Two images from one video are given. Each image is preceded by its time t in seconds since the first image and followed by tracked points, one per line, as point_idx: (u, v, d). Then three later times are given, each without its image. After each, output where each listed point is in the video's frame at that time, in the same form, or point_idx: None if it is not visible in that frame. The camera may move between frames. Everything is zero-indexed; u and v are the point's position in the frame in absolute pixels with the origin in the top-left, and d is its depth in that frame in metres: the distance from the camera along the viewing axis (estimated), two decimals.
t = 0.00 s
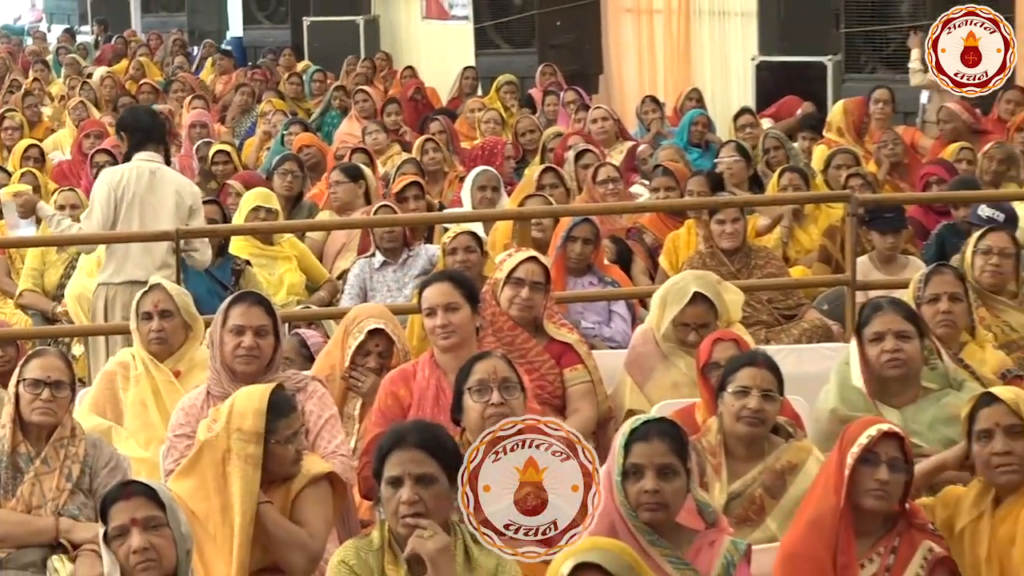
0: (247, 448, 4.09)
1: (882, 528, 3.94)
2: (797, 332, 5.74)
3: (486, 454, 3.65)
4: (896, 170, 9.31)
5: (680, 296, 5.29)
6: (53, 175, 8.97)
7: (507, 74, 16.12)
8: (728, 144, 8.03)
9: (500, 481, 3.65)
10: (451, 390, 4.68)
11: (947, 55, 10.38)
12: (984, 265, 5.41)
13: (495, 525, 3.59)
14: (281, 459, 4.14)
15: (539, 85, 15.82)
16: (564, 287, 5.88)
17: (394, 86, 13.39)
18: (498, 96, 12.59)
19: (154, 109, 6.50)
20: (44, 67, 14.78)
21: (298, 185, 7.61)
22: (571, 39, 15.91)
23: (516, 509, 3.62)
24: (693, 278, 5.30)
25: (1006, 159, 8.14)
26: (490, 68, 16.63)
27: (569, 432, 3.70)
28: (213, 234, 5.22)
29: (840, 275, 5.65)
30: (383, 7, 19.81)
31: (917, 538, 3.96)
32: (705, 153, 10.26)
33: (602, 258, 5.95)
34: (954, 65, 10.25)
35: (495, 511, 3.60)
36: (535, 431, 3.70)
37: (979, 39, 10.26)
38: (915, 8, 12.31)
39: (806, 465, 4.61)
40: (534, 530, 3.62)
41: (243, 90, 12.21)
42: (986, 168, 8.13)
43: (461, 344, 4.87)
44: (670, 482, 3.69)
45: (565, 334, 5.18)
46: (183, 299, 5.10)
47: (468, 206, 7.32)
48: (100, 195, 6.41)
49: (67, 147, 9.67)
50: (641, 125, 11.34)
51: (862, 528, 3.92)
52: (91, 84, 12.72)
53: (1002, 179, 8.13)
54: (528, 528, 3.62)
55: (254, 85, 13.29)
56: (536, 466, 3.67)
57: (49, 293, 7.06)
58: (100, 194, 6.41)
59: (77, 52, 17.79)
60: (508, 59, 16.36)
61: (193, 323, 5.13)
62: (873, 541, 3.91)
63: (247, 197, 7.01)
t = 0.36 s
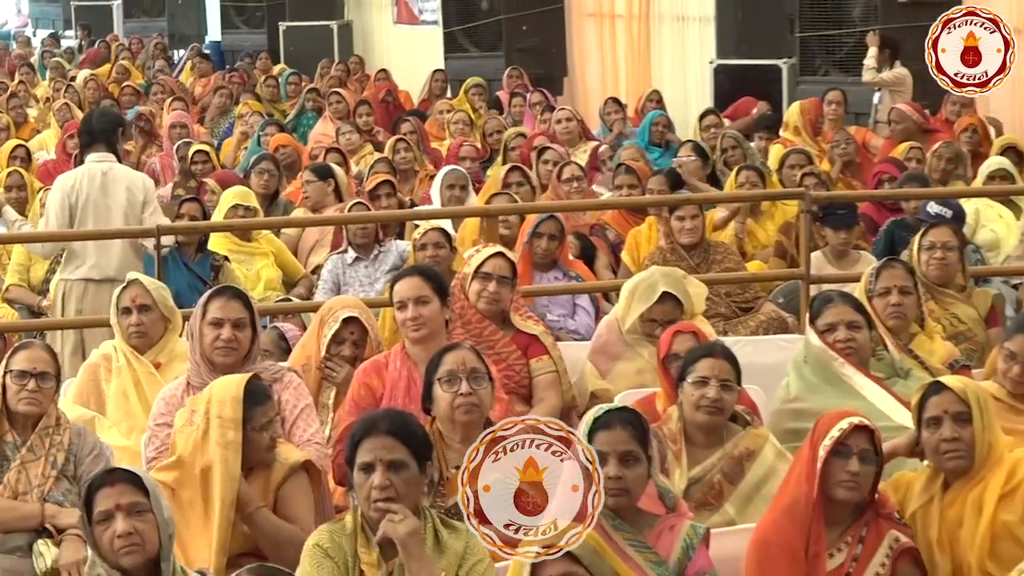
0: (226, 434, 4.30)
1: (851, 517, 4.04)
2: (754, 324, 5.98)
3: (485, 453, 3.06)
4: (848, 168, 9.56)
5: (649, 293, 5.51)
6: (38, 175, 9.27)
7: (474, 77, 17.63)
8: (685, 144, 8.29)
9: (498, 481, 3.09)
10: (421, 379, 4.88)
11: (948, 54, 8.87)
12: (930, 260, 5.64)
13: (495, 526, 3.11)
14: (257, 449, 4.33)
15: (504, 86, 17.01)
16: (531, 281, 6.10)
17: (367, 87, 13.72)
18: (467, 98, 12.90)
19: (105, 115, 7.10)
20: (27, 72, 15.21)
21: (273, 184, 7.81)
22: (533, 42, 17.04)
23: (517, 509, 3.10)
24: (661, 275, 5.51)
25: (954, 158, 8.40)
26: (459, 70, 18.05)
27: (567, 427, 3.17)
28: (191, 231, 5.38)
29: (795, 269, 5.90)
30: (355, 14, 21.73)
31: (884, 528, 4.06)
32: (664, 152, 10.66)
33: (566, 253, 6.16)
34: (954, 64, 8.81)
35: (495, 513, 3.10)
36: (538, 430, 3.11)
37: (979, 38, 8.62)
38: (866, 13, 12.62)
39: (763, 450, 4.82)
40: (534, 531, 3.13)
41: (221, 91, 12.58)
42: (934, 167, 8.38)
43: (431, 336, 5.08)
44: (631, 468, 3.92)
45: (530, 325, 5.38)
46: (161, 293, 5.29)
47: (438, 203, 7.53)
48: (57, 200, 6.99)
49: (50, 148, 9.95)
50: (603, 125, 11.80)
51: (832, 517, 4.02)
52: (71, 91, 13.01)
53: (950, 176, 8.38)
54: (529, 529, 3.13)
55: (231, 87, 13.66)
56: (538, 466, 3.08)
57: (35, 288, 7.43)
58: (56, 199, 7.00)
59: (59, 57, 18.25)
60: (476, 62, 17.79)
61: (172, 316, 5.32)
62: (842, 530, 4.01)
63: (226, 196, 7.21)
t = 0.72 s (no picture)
0: (208, 413, 4.50)
1: (814, 504, 4.24)
2: (714, 315, 6.20)
3: (484, 454, 3.17)
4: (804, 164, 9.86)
5: (614, 288, 5.73)
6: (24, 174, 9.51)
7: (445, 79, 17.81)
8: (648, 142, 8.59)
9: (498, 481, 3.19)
10: (395, 368, 5.08)
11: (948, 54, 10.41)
12: (887, 254, 5.86)
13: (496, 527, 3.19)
14: (235, 429, 4.53)
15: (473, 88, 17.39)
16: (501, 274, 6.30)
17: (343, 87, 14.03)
18: (439, 98, 13.18)
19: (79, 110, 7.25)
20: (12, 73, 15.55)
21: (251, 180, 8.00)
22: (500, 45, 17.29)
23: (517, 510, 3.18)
24: (627, 270, 5.74)
25: (906, 155, 8.72)
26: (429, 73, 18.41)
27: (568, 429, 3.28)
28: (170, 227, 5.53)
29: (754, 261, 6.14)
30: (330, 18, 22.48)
31: (845, 515, 4.25)
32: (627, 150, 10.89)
33: (534, 247, 6.36)
34: (955, 64, 10.37)
35: (494, 512, 3.18)
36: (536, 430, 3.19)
37: (979, 39, 10.03)
38: (822, 17, 13.20)
39: (724, 437, 4.98)
40: (536, 533, 3.20)
41: (202, 91, 12.91)
42: (887, 165, 8.70)
43: (404, 327, 5.28)
44: (597, 453, 4.11)
45: (500, 317, 5.60)
46: (144, 286, 5.48)
47: (411, 199, 7.73)
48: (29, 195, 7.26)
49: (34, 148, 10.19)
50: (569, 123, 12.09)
51: (796, 504, 4.22)
52: (53, 92, 13.33)
53: (903, 173, 8.69)
54: (531, 531, 3.20)
55: (211, 87, 13.98)
56: (536, 465, 3.17)
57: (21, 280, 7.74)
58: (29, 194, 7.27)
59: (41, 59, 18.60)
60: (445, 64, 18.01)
61: (154, 308, 5.51)
62: (804, 517, 4.21)
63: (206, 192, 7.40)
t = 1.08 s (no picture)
0: (189, 391, 4.72)
1: (768, 487, 4.38)
2: (672, 306, 6.45)
3: (484, 454, 3.13)
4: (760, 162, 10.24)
5: (575, 273, 5.96)
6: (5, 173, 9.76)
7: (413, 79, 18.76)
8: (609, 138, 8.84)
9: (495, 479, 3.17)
10: (365, 358, 5.29)
11: (948, 53, 10.14)
12: (839, 248, 6.10)
13: (495, 527, 3.20)
14: (213, 407, 4.74)
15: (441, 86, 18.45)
16: (467, 267, 6.52)
17: (314, 87, 14.34)
18: (408, 99, 13.47)
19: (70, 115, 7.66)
20: None
21: (224, 176, 8.19)
22: (468, 47, 18.36)
23: (517, 509, 3.17)
24: (587, 258, 5.96)
25: (858, 152, 9.02)
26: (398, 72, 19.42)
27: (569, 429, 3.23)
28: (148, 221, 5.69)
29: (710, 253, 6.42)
30: (303, 21, 23.63)
31: (798, 497, 4.39)
32: (590, 147, 11.13)
33: (499, 240, 6.57)
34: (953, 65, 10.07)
35: (496, 511, 3.18)
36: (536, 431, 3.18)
37: (979, 39, 9.70)
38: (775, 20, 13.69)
39: (682, 423, 5.16)
40: (536, 532, 3.18)
41: (178, 93, 13.25)
42: (839, 161, 9.00)
43: (373, 318, 5.50)
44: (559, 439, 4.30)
45: (466, 308, 5.82)
46: (122, 279, 5.68)
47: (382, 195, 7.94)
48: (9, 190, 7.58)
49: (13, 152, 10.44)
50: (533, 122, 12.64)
51: (749, 488, 4.37)
52: (33, 93, 13.62)
53: (855, 168, 8.99)
54: (532, 529, 3.18)
55: (185, 89, 14.29)
56: (536, 465, 3.14)
57: None
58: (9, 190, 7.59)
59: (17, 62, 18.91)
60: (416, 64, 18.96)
61: (133, 299, 5.72)
62: (757, 499, 4.36)
63: (184, 187, 7.60)
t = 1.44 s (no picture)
0: (171, 377, 4.92)
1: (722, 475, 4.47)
2: (634, 300, 6.71)
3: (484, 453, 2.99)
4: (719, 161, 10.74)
5: (540, 268, 6.17)
6: None
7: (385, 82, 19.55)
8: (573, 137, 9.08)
9: (491, 482, 3.00)
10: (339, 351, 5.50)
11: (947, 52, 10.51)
12: (794, 244, 6.35)
13: (495, 527, 3.04)
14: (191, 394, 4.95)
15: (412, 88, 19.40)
16: (436, 262, 6.73)
17: (289, 90, 14.69)
18: (380, 100, 13.81)
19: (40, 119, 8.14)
20: None
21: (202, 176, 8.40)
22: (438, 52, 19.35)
23: (517, 510, 3.01)
24: (552, 253, 6.17)
25: (813, 152, 9.31)
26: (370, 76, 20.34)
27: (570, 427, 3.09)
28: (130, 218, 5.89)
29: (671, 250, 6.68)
30: (279, 25, 24.87)
31: (753, 483, 4.49)
32: (555, 147, 11.38)
33: (468, 237, 6.79)
34: (954, 64, 10.45)
35: (495, 512, 3.02)
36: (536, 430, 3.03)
37: (978, 38, 10.09)
38: (733, 24, 14.42)
39: (644, 413, 5.38)
40: (536, 532, 3.03)
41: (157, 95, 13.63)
42: (795, 161, 9.29)
43: (346, 312, 5.72)
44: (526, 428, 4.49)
45: (436, 302, 6.05)
46: (104, 275, 5.89)
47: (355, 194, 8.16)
48: None
49: None
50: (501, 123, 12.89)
51: (704, 476, 4.44)
52: (16, 96, 13.97)
53: (809, 168, 9.30)
54: (531, 529, 3.03)
55: (162, 92, 14.64)
56: (536, 466, 2.99)
57: None
58: None
59: None
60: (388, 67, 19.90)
61: (115, 294, 5.92)
62: (711, 489, 4.44)
63: (163, 187, 7.80)
